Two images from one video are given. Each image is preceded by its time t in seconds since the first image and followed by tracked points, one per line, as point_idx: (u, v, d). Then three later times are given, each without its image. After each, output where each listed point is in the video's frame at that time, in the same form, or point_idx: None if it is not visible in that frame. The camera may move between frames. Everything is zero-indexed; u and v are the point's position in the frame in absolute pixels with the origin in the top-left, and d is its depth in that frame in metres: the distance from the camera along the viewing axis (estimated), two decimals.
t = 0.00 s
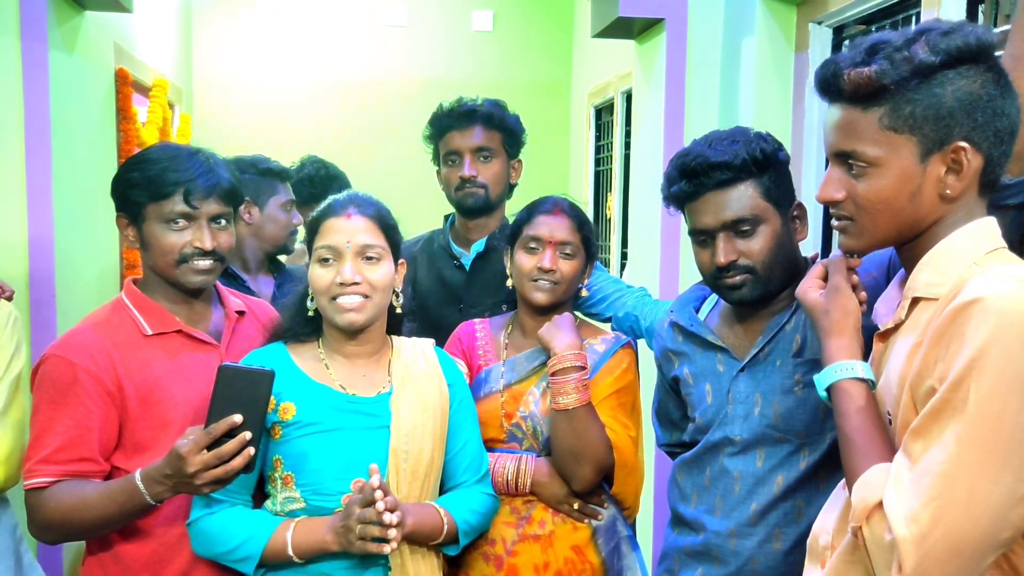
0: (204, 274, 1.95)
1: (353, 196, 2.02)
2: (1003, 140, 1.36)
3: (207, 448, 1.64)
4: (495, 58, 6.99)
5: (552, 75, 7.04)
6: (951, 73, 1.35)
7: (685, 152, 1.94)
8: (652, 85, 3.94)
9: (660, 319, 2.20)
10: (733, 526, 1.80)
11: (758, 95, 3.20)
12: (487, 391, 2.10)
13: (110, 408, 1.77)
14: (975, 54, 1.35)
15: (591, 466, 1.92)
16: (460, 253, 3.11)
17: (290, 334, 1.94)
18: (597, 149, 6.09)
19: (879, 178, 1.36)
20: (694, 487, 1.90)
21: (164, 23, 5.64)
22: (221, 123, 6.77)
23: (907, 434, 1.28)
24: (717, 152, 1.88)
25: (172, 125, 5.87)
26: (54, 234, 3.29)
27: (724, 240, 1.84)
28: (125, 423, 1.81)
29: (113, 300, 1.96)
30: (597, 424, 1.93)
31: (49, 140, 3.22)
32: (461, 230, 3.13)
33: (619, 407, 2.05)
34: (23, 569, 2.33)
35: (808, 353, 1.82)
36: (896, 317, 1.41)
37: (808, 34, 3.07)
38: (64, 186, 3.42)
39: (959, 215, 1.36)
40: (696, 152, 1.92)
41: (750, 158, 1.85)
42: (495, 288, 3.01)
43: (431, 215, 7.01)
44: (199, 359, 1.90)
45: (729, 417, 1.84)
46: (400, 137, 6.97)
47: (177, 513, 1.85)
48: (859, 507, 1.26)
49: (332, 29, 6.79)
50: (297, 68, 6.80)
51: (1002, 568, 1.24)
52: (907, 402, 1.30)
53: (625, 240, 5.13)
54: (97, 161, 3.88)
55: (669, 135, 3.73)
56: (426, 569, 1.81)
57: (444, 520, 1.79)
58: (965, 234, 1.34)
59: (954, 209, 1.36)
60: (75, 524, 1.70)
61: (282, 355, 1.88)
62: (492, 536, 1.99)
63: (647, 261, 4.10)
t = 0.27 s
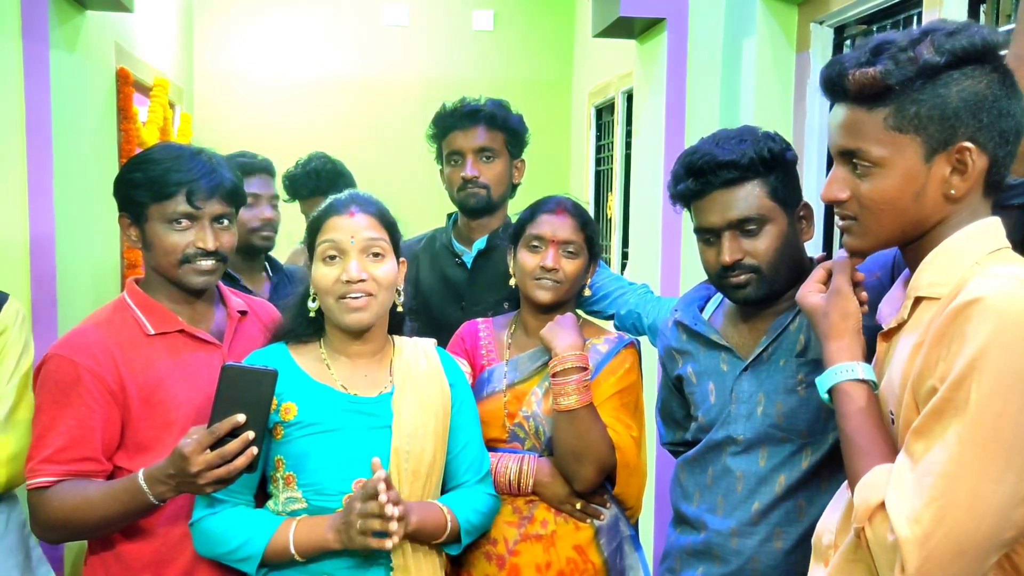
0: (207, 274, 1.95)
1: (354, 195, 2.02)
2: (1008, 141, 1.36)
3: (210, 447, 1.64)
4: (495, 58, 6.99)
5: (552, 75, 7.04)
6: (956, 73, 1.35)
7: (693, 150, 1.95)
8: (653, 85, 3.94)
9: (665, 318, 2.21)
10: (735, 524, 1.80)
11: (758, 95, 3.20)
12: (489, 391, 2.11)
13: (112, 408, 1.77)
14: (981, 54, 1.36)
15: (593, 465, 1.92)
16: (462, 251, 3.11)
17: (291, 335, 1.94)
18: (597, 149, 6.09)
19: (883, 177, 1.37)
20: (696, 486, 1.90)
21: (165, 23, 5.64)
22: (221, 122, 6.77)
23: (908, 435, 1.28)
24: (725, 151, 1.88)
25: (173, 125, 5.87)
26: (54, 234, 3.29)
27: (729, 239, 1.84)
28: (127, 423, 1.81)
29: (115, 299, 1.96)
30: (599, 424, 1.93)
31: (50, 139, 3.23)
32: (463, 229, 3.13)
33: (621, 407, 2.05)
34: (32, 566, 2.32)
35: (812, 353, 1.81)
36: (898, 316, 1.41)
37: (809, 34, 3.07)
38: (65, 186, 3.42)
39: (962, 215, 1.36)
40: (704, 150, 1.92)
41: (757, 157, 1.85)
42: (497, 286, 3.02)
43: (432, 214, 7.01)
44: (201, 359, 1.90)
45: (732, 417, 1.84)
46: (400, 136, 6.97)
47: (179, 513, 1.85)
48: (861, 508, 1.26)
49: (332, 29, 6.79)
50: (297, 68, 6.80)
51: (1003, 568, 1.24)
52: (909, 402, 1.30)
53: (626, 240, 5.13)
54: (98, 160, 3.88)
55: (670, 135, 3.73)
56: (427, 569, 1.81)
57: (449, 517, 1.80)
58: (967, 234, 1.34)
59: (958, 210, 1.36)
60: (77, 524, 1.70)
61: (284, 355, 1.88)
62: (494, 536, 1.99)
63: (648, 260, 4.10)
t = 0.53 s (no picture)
0: (208, 274, 1.95)
1: (358, 196, 2.02)
2: (1013, 141, 1.35)
3: (211, 448, 1.64)
4: (495, 58, 6.99)
5: (553, 75, 7.03)
6: (961, 74, 1.35)
7: (697, 150, 1.95)
8: (655, 85, 3.94)
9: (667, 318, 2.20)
10: (737, 524, 1.80)
11: (759, 95, 3.20)
12: (492, 391, 2.11)
13: (113, 408, 1.77)
14: (985, 54, 1.35)
15: (595, 465, 1.92)
16: (463, 249, 3.11)
17: (292, 334, 1.94)
18: (598, 150, 6.09)
19: (887, 176, 1.37)
20: (698, 486, 1.89)
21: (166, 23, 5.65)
22: (222, 123, 6.78)
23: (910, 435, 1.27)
24: (729, 150, 1.88)
25: (174, 125, 5.87)
26: (55, 234, 3.29)
27: (732, 238, 1.84)
28: (128, 423, 1.81)
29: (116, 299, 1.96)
30: (601, 424, 1.93)
31: (50, 139, 3.23)
32: (464, 229, 3.13)
33: (624, 407, 2.05)
34: (37, 566, 2.33)
35: (814, 353, 1.81)
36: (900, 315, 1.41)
37: (810, 34, 3.07)
38: (66, 187, 3.42)
39: (966, 215, 1.36)
40: (708, 150, 1.92)
41: (761, 156, 1.85)
42: (498, 285, 3.01)
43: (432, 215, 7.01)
44: (202, 359, 1.90)
45: (734, 417, 1.84)
46: (400, 137, 6.98)
47: (180, 513, 1.85)
48: (862, 509, 1.26)
49: (332, 29, 6.79)
50: (298, 68, 6.80)
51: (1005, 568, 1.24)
52: (910, 402, 1.30)
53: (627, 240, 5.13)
54: (99, 161, 3.89)
55: (671, 135, 3.73)
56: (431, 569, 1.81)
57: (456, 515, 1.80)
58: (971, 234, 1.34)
59: (962, 210, 1.36)
60: (79, 525, 1.70)
61: (285, 356, 1.88)
62: (497, 536, 1.99)
63: (649, 260, 4.10)
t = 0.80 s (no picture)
0: (206, 275, 1.94)
1: (357, 197, 2.02)
2: (1015, 142, 1.35)
3: (210, 448, 1.63)
4: (494, 58, 6.98)
5: (551, 75, 7.03)
6: (964, 74, 1.35)
7: (693, 153, 1.94)
8: (654, 85, 3.94)
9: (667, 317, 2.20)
10: (736, 525, 1.80)
11: (758, 95, 3.20)
12: (492, 391, 2.10)
13: (111, 409, 1.77)
14: (988, 55, 1.35)
15: (596, 466, 1.91)
16: (461, 249, 3.10)
17: (291, 335, 1.94)
18: (597, 149, 6.09)
19: (890, 176, 1.36)
20: (697, 486, 1.89)
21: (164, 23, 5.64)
22: (220, 123, 6.77)
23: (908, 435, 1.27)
24: (726, 153, 1.87)
25: (172, 125, 5.87)
26: (54, 235, 3.29)
27: (730, 240, 1.84)
28: (127, 424, 1.81)
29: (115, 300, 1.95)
30: (602, 425, 1.92)
31: (48, 140, 3.22)
32: (463, 228, 3.13)
33: (625, 407, 2.05)
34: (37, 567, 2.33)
35: (813, 353, 1.81)
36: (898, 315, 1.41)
37: (809, 34, 3.07)
38: (65, 187, 3.42)
39: (968, 216, 1.36)
40: (705, 151, 1.91)
41: (758, 158, 1.84)
42: (496, 284, 3.02)
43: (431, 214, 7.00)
44: (200, 361, 1.90)
45: (733, 417, 1.84)
46: (399, 136, 6.97)
47: (179, 514, 1.85)
48: (861, 509, 1.26)
49: (331, 29, 6.79)
50: (296, 68, 6.79)
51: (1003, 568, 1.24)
52: (909, 402, 1.29)
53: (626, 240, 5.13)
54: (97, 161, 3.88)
55: (670, 135, 3.73)
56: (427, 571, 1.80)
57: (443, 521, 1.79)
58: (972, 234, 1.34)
59: (964, 210, 1.36)
60: (77, 526, 1.69)
61: (284, 357, 1.88)
62: (497, 537, 1.98)
63: (648, 259, 4.10)
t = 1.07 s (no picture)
0: (206, 275, 1.95)
1: (353, 196, 2.02)
2: (1015, 143, 1.35)
3: (209, 448, 1.64)
4: (494, 58, 6.99)
5: (551, 76, 7.03)
6: (962, 76, 1.35)
7: (686, 156, 1.94)
8: (653, 85, 3.94)
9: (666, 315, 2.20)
10: (735, 525, 1.80)
11: (757, 96, 3.20)
12: (491, 391, 2.11)
13: (112, 409, 1.77)
14: (985, 57, 1.36)
15: (596, 466, 1.92)
16: (459, 249, 3.11)
17: (291, 336, 1.94)
18: (597, 150, 6.09)
19: (889, 178, 1.37)
20: (696, 486, 1.89)
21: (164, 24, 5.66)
22: (220, 123, 6.78)
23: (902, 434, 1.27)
24: (719, 157, 1.87)
25: (172, 126, 5.88)
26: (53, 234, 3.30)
27: (722, 243, 1.85)
28: (127, 424, 1.81)
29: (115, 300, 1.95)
30: (601, 424, 1.93)
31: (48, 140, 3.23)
32: (462, 229, 3.13)
33: (624, 407, 2.05)
34: (39, 567, 2.34)
35: (811, 353, 1.82)
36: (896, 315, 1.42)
37: (809, 35, 3.07)
38: (64, 187, 3.43)
39: (967, 216, 1.36)
40: (699, 154, 1.91)
41: (750, 161, 1.84)
42: (495, 284, 3.02)
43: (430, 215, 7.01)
44: (201, 361, 1.90)
45: (732, 416, 1.84)
46: (399, 137, 6.98)
47: (178, 514, 1.85)
48: (854, 506, 1.26)
49: (331, 30, 6.80)
50: (296, 69, 6.80)
51: (997, 568, 1.24)
52: (902, 401, 1.29)
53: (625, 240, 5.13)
54: (97, 161, 3.89)
55: (670, 136, 3.73)
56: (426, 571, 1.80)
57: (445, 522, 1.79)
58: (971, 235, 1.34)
59: (964, 211, 1.36)
60: (78, 526, 1.70)
61: (283, 356, 1.88)
62: (496, 537, 1.99)
63: (647, 260, 4.10)
